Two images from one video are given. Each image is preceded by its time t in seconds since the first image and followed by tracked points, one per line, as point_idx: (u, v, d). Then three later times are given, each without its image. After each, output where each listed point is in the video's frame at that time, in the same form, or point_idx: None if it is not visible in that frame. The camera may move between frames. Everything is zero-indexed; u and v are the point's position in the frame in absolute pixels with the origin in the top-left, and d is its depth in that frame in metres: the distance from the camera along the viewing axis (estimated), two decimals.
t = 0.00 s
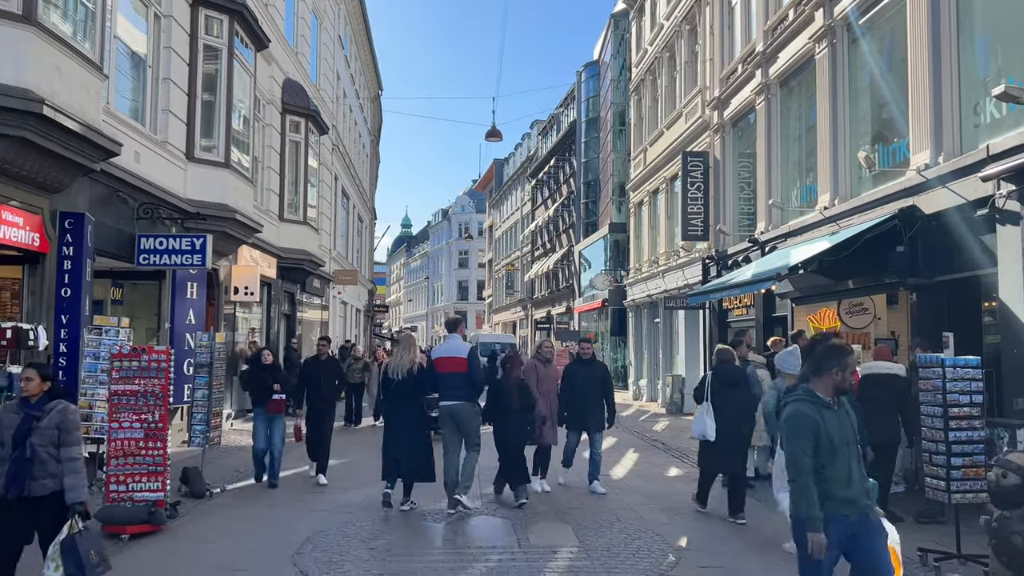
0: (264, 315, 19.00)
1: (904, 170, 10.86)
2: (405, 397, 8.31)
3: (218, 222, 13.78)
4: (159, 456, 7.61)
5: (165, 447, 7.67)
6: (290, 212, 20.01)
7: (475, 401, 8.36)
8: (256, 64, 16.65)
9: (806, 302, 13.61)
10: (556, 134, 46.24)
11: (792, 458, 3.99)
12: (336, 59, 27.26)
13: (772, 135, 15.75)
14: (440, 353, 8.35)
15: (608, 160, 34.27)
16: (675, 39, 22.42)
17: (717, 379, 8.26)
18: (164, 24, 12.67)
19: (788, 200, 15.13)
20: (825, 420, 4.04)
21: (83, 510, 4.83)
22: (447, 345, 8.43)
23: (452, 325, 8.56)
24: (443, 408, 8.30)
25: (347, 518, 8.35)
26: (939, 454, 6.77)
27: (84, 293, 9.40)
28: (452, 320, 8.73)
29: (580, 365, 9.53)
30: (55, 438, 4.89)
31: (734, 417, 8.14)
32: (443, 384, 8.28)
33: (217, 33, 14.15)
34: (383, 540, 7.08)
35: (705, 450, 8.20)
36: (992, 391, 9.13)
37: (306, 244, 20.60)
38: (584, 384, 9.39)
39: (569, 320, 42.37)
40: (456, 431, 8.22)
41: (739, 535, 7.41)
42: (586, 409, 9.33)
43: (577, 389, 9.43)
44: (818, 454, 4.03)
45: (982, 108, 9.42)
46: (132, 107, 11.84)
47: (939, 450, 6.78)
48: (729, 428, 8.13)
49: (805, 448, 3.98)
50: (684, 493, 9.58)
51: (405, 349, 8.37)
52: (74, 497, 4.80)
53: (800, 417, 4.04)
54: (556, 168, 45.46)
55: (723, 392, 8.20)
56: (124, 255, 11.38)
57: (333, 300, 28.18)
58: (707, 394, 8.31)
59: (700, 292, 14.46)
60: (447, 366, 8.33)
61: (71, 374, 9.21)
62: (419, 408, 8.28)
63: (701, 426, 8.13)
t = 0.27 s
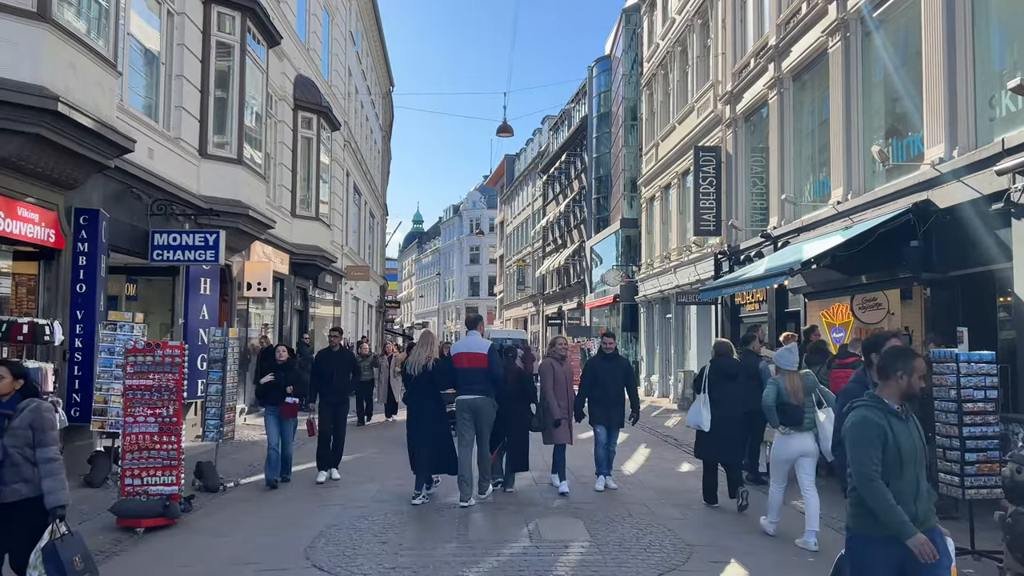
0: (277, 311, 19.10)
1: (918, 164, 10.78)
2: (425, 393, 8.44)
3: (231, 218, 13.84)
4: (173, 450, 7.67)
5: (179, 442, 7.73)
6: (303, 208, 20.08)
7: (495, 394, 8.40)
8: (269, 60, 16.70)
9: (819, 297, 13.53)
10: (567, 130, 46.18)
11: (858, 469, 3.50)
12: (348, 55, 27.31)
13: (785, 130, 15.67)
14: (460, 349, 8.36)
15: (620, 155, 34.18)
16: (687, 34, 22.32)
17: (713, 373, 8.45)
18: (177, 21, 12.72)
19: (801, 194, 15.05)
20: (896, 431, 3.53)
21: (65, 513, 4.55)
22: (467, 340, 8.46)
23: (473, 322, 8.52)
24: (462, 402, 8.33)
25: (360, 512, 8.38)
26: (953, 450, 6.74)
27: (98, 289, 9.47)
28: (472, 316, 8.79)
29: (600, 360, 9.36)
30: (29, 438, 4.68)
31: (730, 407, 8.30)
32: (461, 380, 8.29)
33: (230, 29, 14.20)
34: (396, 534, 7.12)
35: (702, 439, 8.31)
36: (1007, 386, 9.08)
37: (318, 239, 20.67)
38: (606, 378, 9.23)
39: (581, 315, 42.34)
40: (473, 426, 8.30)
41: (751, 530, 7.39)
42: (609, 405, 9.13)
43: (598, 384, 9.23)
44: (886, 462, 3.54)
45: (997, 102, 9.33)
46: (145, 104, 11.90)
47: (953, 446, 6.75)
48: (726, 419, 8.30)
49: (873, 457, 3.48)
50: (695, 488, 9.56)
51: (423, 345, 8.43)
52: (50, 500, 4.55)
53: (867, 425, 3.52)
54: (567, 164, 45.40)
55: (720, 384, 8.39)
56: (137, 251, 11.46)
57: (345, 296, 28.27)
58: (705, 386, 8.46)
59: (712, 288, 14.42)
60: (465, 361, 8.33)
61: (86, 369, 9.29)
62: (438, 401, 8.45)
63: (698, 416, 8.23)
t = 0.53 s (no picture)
0: (288, 306, 19.18)
1: (931, 158, 10.71)
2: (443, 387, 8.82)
3: (242, 214, 13.90)
4: (186, 444, 7.71)
5: (191, 437, 7.77)
6: (313, 204, 20.15)
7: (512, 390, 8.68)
8: (279, 56, 16.74)
9: (830, 292, 13.48)
10: (578, 125, 46.11)
11: (914, 464, 3.37)
12: (359, 51, 27.37)
13: (796, 124, 15.59)
14: (481, 345, 8.62)
15: (630, 151, 34.10)
16: (697, 28, 22.23)
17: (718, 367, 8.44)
18: (189, 17, 12.75)
19: (812, 189, 14.99)
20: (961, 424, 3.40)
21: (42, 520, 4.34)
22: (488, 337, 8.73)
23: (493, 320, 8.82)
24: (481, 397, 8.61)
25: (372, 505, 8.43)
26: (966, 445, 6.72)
27: (112, 285, 9.52)
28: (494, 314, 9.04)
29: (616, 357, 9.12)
30: (4, 439, 4.41)
31: (731, 402, 8.36)
32: (482, 375, 8.56)
33: (240, 26, 14.23)
34: (407, 528, 7.15)
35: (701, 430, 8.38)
36: (1021, 381, 9.01)
37: (329, 235, 20.74)
38: (623, 374, 8.98)
39: (591, 311, 42.32)
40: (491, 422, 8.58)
41: (763, 526, 7.36)
42: (626, 401, 8.88)
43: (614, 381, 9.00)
44: (943, 463, 3.42)
45: (1011, 95, 9.25)
46: (157, 100, 11.95)
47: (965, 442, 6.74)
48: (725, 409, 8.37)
49: (931, 452, 3.36)
50: (706, 483, 9.54)
51: (439, 341, 8.73)
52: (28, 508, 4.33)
53: (929, 416, 3.40)
54: (578, 159, 45.34)
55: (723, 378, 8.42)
56: (150, 247, 11.52)
57: (356, 291, 28.35)
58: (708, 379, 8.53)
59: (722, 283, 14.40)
60: (486, 358, 8.60)
61: (100, 364, 9.35)
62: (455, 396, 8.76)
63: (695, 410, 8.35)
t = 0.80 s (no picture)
0: (298, 302, 19.25)
1: (942, 153, 10.66)
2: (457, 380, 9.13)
3: (252, 210, 13.95)
4: (197, 440, 7.75)
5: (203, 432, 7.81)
6: (323, 200, 20.20)
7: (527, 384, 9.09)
8: (289, 52, 16.78)
9: (840, 288, 13.43)
10: (586, 120, 46.02)
11: (975, 482, 3.26)
12: (367, 47, 27.38)
13: (806, 119, 15.53)
14: (499, 340, 9.06)
15: (639, 146, 34.03)
16: (707, 23, 22.15)
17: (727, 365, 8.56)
18: (199, 15, 12.79)
19: (822, 184, 14.93)
20: None
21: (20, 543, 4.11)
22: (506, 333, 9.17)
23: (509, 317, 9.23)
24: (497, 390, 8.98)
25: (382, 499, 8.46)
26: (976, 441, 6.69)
27: (122, 281, 9.61)
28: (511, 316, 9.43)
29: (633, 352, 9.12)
30: None
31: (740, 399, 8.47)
32: (501, 369, 8.92)
33: (250, 22, 14.27)
34: (416, 523, 7.18)
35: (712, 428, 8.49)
36: None
37: (338, 231, 20.81)
38: (637, 368, 9.00)
39: (600, 307, 42.29)
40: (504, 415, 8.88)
41: (771, 522, 7.34)
42: (639, 397, 8.85)
43: (627, 376, 9.04)
44: (1013, 486, 3.27)
45: None
46: (167, 97, 12.00)
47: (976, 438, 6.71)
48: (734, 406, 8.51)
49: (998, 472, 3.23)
50: (716, 479, 9.54)
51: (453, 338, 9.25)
52: None
53: (996, 434, 3.26)
54: (586, 154, 45.28)
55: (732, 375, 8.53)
56: (161, 243, 11.58)
57: (365, 287, 28.43)
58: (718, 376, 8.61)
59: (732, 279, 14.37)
60: (503, 352, 9.05)
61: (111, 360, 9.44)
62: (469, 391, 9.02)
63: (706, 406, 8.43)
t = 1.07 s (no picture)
0: (305, 298, 19.30)
1: (951, 148, 10.61)
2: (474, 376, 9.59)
3: (260, 206, 13.99)
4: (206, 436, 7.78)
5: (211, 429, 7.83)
6: (331, 196, 20.23)
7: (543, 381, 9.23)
8: (296, 49, 16.79)
9: (848, 283, 13.37)
10: (594, 115, 45.91)
11: None
12: (375, 42, 27.37)
13: (814, 115, 15.48)
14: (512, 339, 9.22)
15: (647, 141, 33.94)
16: (715, 18, 22.07)
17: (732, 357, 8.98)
18: (207, 11, 12.82)
19: (831, 179, 14.88)
20: None
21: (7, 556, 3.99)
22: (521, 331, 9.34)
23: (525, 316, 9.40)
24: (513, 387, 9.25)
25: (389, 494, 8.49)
26: (984, 438, 6.65)
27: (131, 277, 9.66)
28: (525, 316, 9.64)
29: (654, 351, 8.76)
30: None
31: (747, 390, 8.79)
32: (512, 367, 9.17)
33: (257, 19, 14.30)
34: (424, 518, 7.20)
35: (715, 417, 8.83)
36: None
37: (346, 227, 20.85)
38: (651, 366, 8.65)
39: (607, 303, 42.23)
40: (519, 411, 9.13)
41: (778, 518, 7.34)
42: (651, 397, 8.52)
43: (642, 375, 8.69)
44: None
45: None
46: (175, 94, 12.04)
47: (984, 435, 6.67)
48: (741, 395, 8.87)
49: None
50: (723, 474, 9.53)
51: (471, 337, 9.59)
52: None
53: None
54: (594, 150, 45.19)
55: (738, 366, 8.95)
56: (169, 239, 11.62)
57: (372, 283, 28.46)
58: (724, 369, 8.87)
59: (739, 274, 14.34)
60: (518, 351, 9.15)
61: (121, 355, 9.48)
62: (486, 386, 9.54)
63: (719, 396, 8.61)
